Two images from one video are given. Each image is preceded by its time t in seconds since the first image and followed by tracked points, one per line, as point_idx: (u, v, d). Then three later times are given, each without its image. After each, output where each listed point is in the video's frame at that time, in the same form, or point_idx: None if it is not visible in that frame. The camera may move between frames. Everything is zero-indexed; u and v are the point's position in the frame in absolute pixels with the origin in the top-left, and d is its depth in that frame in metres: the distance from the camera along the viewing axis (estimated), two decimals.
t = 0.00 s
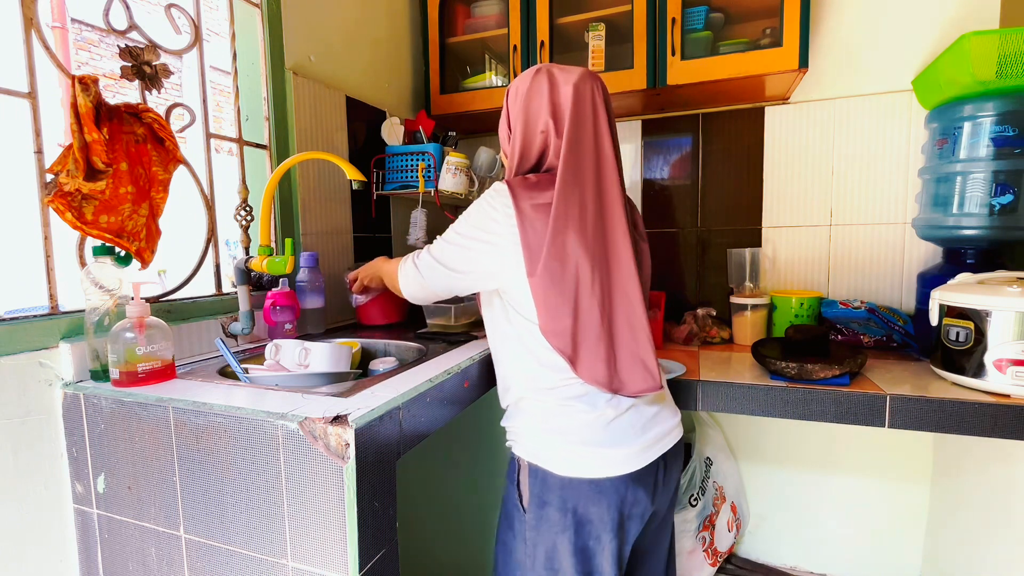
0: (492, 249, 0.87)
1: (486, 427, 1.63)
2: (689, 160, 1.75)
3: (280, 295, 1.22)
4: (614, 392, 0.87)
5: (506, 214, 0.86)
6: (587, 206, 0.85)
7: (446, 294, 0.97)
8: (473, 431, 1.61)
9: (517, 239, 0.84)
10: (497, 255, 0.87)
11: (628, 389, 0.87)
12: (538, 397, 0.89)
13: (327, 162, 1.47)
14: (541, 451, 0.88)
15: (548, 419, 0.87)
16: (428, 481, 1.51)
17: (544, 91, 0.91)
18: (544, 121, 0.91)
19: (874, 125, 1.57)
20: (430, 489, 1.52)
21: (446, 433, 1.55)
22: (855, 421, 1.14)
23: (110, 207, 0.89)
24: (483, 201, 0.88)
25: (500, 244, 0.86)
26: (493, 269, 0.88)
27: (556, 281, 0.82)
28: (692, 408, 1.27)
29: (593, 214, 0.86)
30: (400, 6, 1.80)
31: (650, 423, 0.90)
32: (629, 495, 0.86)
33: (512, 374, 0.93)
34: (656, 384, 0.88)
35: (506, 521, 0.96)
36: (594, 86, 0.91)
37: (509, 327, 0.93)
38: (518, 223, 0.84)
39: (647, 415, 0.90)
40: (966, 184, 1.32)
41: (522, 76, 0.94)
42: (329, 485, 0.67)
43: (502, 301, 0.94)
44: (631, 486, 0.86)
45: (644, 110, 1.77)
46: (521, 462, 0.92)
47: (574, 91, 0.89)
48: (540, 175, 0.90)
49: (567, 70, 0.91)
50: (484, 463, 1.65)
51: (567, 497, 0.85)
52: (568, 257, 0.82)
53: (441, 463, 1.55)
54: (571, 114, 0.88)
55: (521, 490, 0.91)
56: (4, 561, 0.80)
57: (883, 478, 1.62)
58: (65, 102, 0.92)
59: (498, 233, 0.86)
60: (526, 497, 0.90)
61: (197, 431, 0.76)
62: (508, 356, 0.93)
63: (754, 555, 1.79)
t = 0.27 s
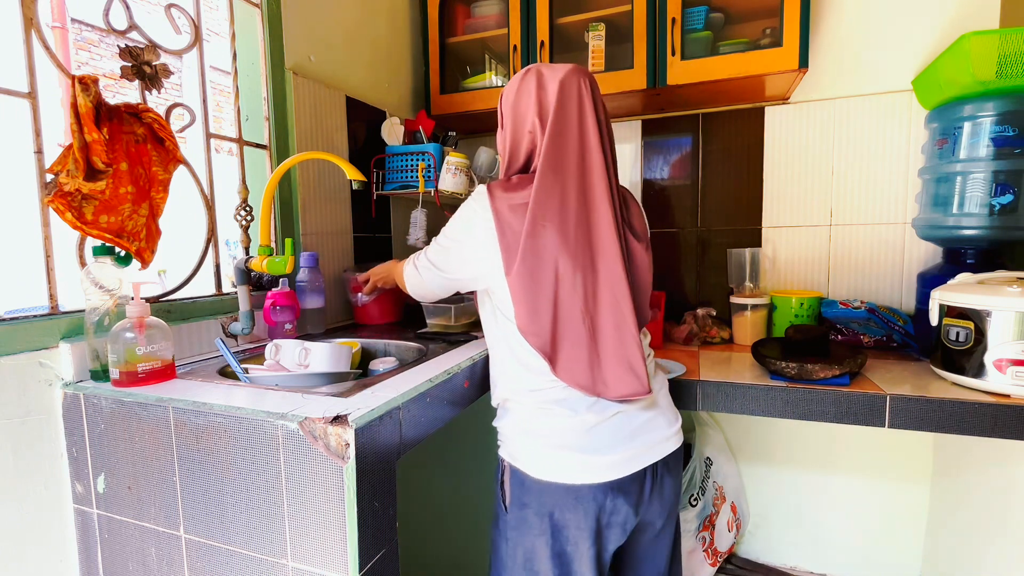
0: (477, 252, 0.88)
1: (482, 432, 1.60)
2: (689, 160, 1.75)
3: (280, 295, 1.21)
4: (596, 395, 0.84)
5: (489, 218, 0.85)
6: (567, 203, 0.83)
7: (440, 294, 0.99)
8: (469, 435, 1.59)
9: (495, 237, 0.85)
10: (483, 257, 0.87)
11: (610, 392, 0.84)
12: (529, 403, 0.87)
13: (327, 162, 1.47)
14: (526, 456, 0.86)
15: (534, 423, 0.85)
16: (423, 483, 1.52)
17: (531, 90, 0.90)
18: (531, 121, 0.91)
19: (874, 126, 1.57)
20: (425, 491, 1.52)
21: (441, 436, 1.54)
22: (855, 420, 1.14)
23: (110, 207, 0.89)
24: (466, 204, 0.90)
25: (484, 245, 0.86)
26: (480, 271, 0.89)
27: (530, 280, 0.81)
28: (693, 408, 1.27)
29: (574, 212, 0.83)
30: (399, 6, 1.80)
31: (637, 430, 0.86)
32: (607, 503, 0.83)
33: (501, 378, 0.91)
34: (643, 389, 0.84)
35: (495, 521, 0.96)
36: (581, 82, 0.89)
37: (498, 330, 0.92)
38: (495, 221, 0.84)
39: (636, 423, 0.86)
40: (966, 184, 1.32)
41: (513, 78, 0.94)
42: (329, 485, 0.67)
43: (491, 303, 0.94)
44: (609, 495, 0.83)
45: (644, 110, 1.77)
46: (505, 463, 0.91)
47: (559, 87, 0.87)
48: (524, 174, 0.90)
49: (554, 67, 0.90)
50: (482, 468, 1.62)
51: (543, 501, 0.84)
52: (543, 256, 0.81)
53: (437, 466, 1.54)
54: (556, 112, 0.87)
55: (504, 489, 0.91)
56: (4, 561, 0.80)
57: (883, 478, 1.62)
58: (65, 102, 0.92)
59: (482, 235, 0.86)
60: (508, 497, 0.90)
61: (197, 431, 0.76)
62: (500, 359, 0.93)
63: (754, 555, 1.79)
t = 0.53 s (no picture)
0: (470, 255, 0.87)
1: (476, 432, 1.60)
2: (689, 160, 1.75)
3: (280, 295, 1.21)
4: (585, 397, 0.82)
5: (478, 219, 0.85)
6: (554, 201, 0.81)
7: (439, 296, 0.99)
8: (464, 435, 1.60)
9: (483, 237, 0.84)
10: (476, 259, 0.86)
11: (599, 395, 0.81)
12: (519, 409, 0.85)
13: (327, 162, 1.47)
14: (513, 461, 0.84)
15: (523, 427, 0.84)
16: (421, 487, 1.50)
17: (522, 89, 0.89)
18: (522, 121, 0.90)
19: (874, 126, 1.57)
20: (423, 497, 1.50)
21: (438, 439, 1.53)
22: (855, 420, 1.14)
23: (110, 207, 0.89)
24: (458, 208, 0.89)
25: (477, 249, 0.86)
26: (473, 273, 0.88)
27: (514, 280, 0.80)
28: (693, 408, 1.27)
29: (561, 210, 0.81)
30: (399, 6, 1.80)
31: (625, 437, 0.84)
32: (590, 513, 0.82)
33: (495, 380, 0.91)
34: (634, 393, 0.80)
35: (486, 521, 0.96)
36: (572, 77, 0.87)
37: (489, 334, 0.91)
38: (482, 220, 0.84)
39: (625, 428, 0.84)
40: (966, 184, 1.32)
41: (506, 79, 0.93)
42: (329, 485, 0.67)
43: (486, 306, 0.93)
44: (593, 505, 0.82)
45: (644, 110, 1.77)
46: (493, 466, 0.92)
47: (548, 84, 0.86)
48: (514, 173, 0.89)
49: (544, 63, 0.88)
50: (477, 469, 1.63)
51: (526, 507, 0.84)
52: (528, 254, 0.80)
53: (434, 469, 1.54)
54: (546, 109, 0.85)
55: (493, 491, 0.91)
56: (4, 560, 0.80)
57: (883, 478, 1.62)
58: (65, 102, 0.92)
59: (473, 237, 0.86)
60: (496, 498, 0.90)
61: (197, 431, 0.76)
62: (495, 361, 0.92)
63: (754, 555, 1.79)
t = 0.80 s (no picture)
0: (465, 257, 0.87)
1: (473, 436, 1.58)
2: (689, 160, 1.75)
3: (279, 295, 1.21)
4: (586, 396, 0.81)
5: (476, 219, 0.84)
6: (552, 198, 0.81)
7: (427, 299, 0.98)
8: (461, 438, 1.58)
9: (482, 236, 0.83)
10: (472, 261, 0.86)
11: (600, 393, 0.80)
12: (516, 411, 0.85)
13: (327, 162, 1.47)
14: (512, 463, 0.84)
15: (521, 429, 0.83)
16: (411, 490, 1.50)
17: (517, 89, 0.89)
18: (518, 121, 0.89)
19: (874, 125, 1.57)
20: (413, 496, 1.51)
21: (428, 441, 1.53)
22: (855, 421, 1.14)
23: (110, 207, 0.89)
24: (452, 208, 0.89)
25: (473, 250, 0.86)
26: (468, 274, 0.89)
27: (514, 278, 0.79)
28: (692, 408, 1.27)
29: (559, 207, 0.81)
30: (399, 6, 1.80)
31: (622, 447, 0.83)
32: (582, 522, 0.82)
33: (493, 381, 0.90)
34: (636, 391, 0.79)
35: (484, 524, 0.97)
36: (565, 76, 0.87)
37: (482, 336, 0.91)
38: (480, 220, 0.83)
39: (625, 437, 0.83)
40: (966, 184, 1.32)
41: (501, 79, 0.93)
42: (329, 486, 0.67)
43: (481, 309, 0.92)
44: (585, 515, 0.81)
45: (644, 110, 1.77)
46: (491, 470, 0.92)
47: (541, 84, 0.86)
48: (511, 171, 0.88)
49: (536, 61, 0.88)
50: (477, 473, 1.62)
51: (519, 512, 0.84)
52: (527, 252, 0.79)
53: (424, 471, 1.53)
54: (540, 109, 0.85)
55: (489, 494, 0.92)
56: (4, 561, 0.80)
57: (883, 478, 1.62)
58: (65, 102, 0.92)
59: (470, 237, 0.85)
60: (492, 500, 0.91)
61: (197, 431, 0.76)
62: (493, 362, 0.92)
63: (754, 555, 1.79)
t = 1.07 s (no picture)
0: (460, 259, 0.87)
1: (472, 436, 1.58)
2: (689, 160, 1.75)
3: (279, 295, 1.21)
4: (585, 398, 0.81)
5: (476, 219, 0.84)
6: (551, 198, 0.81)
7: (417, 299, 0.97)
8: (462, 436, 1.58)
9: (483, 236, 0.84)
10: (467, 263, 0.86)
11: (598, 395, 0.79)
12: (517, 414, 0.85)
13: (327, 162, 1.47)
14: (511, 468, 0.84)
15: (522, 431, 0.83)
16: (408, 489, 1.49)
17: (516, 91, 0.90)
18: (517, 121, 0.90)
19: (874, 125, 1.57)
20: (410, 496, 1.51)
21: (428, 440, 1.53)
22: (855, 421, 1.14)
23: (110, 207, 0.89)
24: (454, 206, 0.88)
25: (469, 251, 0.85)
26: (463, 275, 0.88)
27: (514, 276, 0.79)
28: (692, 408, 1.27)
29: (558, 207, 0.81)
30: (399, 6, 1.80)
31: (625, 458, 0.82)
32: (579, 533, 0.81)
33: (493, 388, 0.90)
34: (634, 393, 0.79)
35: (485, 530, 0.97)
36: (563, 77, 0.87)
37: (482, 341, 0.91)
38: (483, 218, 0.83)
39: (630, 447, 0.83)
40: (966, 184, 1.32)
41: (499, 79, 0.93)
42: (329, 486, 0.67)
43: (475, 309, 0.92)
44: (583, 525, 0.81)
45: (644, 110, 1.77)
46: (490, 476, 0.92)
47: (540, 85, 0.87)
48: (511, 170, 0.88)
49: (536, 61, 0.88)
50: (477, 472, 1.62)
51: (516, 520, 0.84)
52: (525, 253, 0.79)
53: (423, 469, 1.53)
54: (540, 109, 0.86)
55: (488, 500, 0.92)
56: (4, 561, 0.80)
57: (883, 478, 1.62)
58: (65, 102, 0.92)
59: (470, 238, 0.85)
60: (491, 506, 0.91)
61: (197, 430, 0.76)
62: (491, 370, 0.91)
63: (754, 555, 1.79)
